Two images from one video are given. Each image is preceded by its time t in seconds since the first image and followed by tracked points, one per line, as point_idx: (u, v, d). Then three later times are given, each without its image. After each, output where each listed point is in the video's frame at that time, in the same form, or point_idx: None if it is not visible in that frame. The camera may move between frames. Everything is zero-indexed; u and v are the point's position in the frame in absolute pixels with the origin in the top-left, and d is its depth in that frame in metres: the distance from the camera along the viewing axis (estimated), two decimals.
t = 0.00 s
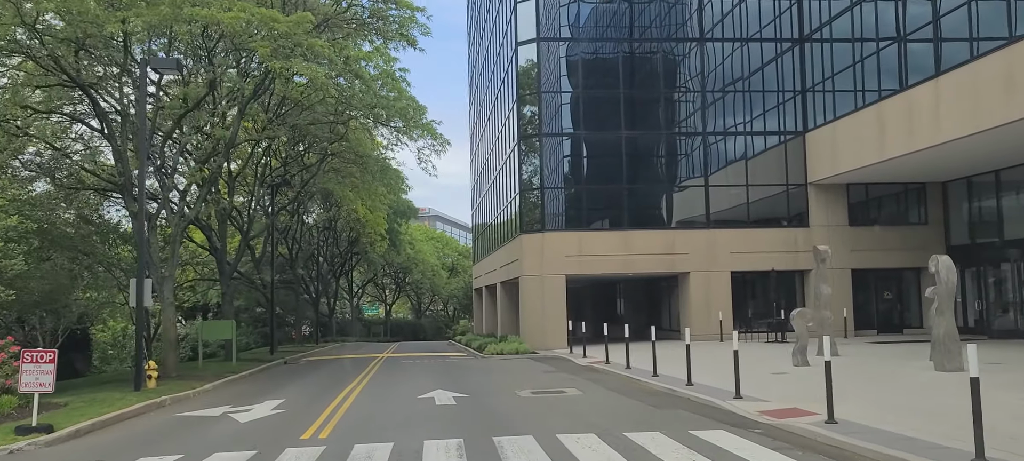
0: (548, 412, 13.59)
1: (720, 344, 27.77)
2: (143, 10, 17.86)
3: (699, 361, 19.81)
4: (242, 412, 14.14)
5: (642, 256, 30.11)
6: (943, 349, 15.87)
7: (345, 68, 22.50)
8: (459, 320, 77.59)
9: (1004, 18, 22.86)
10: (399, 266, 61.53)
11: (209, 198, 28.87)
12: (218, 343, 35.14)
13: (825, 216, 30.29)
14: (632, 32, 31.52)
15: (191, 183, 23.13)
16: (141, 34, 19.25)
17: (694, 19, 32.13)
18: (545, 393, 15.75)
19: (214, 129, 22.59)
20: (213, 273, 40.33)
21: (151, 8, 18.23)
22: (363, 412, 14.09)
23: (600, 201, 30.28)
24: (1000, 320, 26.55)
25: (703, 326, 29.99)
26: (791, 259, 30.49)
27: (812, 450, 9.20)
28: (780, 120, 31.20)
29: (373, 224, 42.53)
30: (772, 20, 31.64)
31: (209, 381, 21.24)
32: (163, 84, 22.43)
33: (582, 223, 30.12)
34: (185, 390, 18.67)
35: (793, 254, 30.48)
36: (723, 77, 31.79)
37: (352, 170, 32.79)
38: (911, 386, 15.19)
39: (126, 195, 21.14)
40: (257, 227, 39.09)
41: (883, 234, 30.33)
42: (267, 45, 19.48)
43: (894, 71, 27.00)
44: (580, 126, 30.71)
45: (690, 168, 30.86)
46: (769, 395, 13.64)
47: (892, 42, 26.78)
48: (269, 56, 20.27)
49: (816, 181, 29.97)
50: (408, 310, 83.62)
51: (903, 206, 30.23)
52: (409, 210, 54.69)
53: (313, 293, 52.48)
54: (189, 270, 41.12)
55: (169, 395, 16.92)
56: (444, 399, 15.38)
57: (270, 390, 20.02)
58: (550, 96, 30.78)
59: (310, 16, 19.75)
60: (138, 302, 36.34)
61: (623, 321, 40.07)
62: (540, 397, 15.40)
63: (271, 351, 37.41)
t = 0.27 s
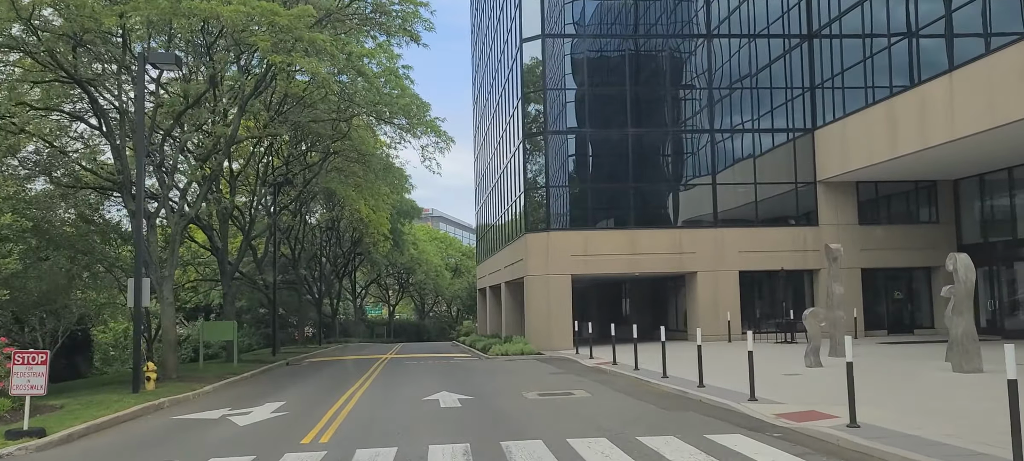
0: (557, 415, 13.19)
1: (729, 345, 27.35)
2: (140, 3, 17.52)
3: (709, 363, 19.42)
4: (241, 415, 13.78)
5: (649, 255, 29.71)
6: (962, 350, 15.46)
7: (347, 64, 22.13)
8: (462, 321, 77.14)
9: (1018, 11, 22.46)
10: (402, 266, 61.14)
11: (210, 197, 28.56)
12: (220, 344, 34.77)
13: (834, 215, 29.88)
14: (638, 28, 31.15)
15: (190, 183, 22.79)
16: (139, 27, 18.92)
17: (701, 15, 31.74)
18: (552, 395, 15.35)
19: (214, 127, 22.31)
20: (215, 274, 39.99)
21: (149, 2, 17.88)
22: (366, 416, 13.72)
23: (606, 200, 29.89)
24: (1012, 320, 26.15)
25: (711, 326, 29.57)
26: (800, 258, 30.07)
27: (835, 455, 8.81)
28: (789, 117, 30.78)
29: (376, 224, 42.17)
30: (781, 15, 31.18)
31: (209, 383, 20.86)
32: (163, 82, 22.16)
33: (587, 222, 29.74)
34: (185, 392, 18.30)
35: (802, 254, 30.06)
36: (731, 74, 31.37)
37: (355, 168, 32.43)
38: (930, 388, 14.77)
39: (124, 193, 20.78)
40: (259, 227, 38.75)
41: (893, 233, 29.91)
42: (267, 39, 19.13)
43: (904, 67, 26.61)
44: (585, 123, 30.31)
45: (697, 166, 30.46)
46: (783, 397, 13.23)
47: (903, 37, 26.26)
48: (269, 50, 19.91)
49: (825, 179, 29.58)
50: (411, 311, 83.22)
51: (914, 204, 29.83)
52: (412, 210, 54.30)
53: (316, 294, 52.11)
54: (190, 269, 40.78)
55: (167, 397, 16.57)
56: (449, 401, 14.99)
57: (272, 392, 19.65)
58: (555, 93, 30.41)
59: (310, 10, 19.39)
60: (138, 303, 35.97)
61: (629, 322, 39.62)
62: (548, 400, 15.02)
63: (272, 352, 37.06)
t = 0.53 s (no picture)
0: (562, 417, 12.82)
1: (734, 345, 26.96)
2: None
3: (717, 364, 19.02)
4: (238, 417, 13.41)
5: (653, 254, 29.32)
6: (977, 350, 15.06)
7: (347, 58, 21.79)
8: (464, 322, 76.75)
9: None
10: (403, 266, 60.76)
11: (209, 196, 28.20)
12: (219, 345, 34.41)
13: (841, 213, 29.49)
14: (642, 24, 30.80)
15: (188, 181, 22.41)
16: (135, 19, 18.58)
17: (706, 11, 31.32)
18: (558, 397, 14.97)
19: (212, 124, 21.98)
20: (214, 274, 39.63)
21: None
22: (366, 418, 13.34)
23: (610, 198, 29.51)
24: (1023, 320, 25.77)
25: (717, 326, 29.18)
26: (806, 258, 29.68)
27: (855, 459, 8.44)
28: (795, 115, 30.37)
29: (377, 224, 41.78)
30: (786, 11, 30.75)
31: (207, 384, 20.48)
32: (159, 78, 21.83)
33: (591, 221, 29.36)
34: (181, 393, 17.93)
35: (809, 253, 29.67)
36: (736, 71, 30.96)
37: (355, 167, 32.07)
38: (944, 388, 14.39)
39: (120, 191, 20.41)
40: (258, 226, 38.40)
41: (901, 232, 29.52)
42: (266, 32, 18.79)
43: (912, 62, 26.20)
44: (589, 120, 29.93)
45: (702, 164, 30.09)
46: (796, 398, 12.85)
47: (912, 33, 25.87)
48: (267, 44, 19.57)
49: (832, 177, 29.19)
50: (412, 311, 82.81)
51: (922, 201, 29.43)
52: (413, 210, 53.90)
53: (316, 295, 51.75)
54: (189, 270, 40.41)
55: (163, 399, 16.20)
56: (451, 403, 14.61)
57: (271, 394, 19.27)
58: (557, 90, 30.03)
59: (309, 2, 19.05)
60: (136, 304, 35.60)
61: (633, 323, 39.21)
62: (553, 401, 14.64)
63: (272, 353, 36.69)
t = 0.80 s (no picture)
0: (569, 419, 12.39)
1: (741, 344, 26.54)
2: None
3: (726, 365, 18.61)
4: (234, 419, 13.00)
5: (658, 253, 28.90)
6: (996, 349, 14.63)
7: (347, 52, 21.39)
8: (465, 321, 76.35)
9: None
10: (404, 266, 60.37)
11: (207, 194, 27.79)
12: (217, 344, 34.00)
13: (848, 211, 29.07)
14: (646, 19, 30.41)
15: (185, 178, 22.01)
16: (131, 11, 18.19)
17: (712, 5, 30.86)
18: (564, 398, 14.55)
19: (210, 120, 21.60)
20: (213, 273, 39.22)
21: None
22: (366, 421, 12.93)
23: (614, 195, 29.09)
24: None
25: (723, 325, 28.73)
26: (813, 256, 29.26)
27: None
28: (802, 111, 29.94)
29: (378, 223, 41.38)
30: (793, 5, 30.30)
31: (205, 385, 20.05)
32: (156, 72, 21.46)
33: (595, 219, 28.94)
34: (177, 394, 17.50)
35: (816, 251, 29.25)
36: (742, 66, 30.52)
37: (357, 165, 31.69)
38: (962, 388, 13.97)
39: (115, 187, 19.98)
40: (258, 225, 37.99)
41: (909, 230, 29.09)
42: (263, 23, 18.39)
43: (922, 57, 25.76)
44: (593, 116, 29.50)
45: (707, 161, 29.67)
46: (812, 399, 12.44)
47: (921, 27, 25.47)
48: (265, 37, 19.18)
49: (839, 174, 28.77)
50: (412, 311, 82.37)
51: (930, 198, 28.98)
52: (414, 209, 53.58)
53: (317, 294, 51.34)
54: (188, 269, 40.01)
55: (158, 400, 15.78)
56: (454, 404, 14.19)
57: (269, 395, 18.86)
58: (561, 86, 29.60)
59: None
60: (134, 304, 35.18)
61: (637, 322, 38.76)
62: (559, 401, 14.21)
63: (272, 353, 36.28)
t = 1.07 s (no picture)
0: (578, 424, 11.97)
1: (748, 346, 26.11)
2: None
3: (735, 368, 18.19)
4: (231, 424, 12.58)
5: (664, 253, 28.49)
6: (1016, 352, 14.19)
7: (348, 48, 20.99)
8: (467, 322, 75.97)
9: None
10: (406, 266, 59.98)
11: (206, 193, 27.41)
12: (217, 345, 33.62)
13: (857, 210, 28.63)
14: (651, 16, 30.01)
15: (183, 177, 21.62)
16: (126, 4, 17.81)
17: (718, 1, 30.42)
18: (572, 402, 14.14)
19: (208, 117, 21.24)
20: (214, 273, 38.83)
21: None
22: (368, 426, 12.51)
23: (619, 195, 28.68)
24: None
25: (730, 327, 28.31)
26: (821, 256, 28.84)
27: None
28: (810, 109, 29.52)
29: (379, 223, 40.97)
30: (800, 2, 29.91)
31: (203, 387, 19.64)
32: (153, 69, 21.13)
33: (599, 219, 28.52)
34: (174, 397, 17.10)
35: (824, 251, 28.83)
36: (749, 64, 30.09)
37: (358, 163, 31.29)
38: (982, 391, 13.54)
39: (112, 185, 19.61)
40: (259, 224, 37.58)
41: (919, 230, 28.66)
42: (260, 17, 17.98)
43: (933, 54, 25.35)
44: (598, 114, 29.09)
45: (714, 160, 29.26)
46: (829, 404, 12.02)
47: (931, 24, 25.05)
48: (264, 31, 18.77)
49: (848, 173, 28.34)
50: (414, 311, 81.96)
51: (939, 198, 28.58)
52: (415, 209, 53.30)
53: (318, 295, 50.97)
54: (188, 269, 39.60)
55: (154, 403, 15.37)
56: (458, 408, 13.77)
57: (268, 398, 18.46)
58: (565, 84, 29.19)
59: None
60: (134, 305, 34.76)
61: (642, 323, 38.35)
62: (566, 406, 13.79)
63: (273, 354, 35.91)
